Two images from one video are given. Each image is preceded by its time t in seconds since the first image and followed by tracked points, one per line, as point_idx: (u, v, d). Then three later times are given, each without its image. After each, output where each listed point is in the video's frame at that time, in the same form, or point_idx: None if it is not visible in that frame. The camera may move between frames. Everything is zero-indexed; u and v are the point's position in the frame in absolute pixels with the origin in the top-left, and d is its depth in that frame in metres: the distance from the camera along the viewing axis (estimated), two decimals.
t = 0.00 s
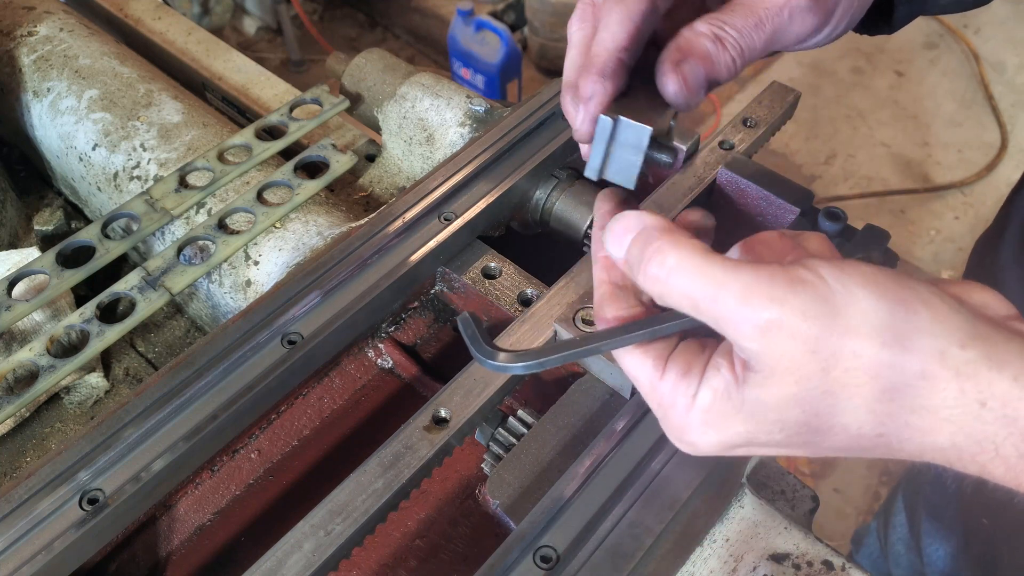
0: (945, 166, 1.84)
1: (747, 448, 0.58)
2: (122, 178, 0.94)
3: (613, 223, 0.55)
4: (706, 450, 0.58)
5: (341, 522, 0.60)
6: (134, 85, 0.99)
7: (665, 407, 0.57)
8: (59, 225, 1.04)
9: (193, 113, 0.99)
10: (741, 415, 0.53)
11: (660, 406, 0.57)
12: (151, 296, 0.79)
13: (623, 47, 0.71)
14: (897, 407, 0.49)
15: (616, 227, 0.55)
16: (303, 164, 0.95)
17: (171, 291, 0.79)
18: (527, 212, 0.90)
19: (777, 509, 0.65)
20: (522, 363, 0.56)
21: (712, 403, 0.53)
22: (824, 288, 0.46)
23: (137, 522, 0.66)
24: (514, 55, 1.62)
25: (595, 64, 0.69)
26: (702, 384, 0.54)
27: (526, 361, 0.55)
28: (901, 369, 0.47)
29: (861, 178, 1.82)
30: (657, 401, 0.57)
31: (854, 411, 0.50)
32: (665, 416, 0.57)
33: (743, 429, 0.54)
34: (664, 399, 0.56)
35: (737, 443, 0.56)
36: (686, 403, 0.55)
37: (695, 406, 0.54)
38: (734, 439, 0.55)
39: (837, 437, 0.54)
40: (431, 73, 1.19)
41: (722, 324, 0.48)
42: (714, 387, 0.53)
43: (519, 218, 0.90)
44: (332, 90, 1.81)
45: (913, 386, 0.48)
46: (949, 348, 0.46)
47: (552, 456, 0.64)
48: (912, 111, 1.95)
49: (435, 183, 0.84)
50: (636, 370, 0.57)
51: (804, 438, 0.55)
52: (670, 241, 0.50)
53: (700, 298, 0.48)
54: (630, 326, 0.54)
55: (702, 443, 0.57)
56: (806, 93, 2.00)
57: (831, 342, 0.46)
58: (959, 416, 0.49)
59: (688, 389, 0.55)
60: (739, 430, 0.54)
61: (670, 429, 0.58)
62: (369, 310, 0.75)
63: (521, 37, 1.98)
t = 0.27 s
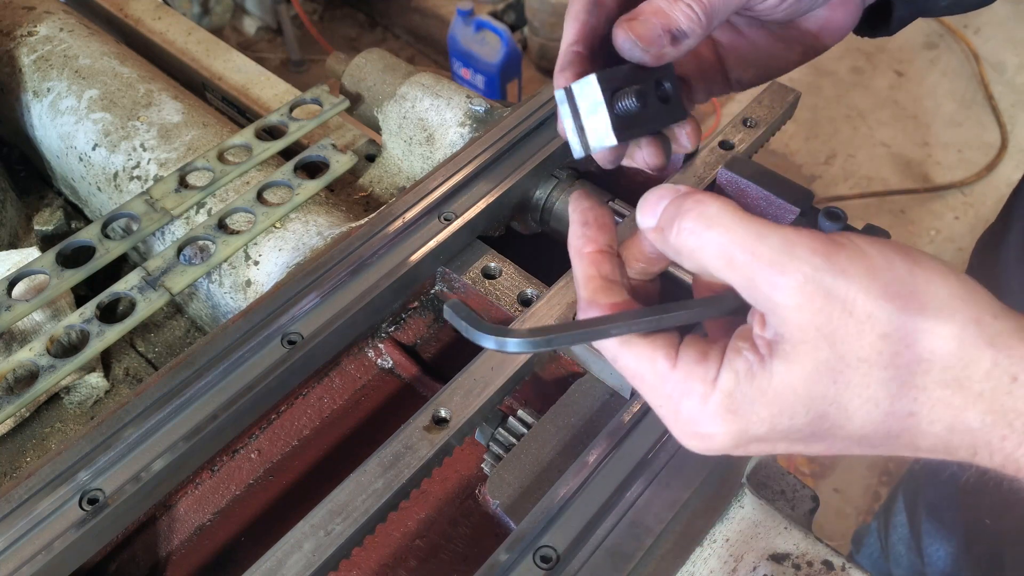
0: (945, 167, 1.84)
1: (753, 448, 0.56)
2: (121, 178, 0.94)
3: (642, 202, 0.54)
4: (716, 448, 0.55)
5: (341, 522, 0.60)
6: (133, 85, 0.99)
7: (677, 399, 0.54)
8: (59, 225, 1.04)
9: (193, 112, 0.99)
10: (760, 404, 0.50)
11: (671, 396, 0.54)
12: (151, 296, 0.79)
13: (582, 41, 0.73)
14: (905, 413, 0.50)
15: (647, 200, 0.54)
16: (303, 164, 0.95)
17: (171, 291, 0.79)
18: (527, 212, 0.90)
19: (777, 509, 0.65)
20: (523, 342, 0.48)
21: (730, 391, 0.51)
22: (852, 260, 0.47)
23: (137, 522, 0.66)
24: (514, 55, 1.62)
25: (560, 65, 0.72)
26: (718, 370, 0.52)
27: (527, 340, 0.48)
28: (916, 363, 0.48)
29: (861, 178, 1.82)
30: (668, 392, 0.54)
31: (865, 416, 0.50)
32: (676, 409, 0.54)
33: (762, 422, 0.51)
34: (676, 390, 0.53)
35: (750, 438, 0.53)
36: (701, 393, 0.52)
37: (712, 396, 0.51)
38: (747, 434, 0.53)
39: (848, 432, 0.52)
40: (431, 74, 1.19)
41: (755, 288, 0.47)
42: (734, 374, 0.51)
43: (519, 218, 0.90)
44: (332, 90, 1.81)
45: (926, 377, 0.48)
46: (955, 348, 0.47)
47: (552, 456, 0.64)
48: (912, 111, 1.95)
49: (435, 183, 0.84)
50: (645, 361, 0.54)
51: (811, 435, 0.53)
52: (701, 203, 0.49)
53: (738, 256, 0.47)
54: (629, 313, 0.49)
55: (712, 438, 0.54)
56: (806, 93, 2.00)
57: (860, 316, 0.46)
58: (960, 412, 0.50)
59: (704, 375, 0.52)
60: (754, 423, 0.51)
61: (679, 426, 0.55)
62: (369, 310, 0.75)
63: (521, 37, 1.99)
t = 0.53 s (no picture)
0: (945, 167, 1.84)
1: (748, 441, 0.55)
2: (121, 178, 0.94)
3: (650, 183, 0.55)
4: (709, 440, 0.55)
5: (341, 522, 0.60)
6: (133, 85, 0.99)
7: (671, 388, 0.54)
8: (59, 226, 1.04)
9: (193, 112, 0.99)
10: (754, 393, 0.50)
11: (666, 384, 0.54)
12: (151, 296, 0.79)
13: (578, 67, 0.71)
14: (898, 414, 0.49)
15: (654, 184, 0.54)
16: (303, 164, 0.95)
17: (171, 291, 0.79)
18: (527, 212, 0.90)
19: (777, 509, 0.65)
20: (525, 324, 0.49)
21: (723, 381, 0.51)
22: (852, 250, 0.47)
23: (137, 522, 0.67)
24: (514, 55, 1.62)
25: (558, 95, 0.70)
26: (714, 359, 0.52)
27: (529, 321, 0.49)
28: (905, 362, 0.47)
29: (861, 178, 1.82)
30: (664, 380, 0.54)
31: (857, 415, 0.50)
32: (670, 398, 0.54)
33: (753, 415, 0.51)
34: (671, 379, 0.53)
35: (741, 432, 0.53)
36: (695, 382, 0.52)
37: (705, 386, 0.52)
38: (738, 427, 0.52)
39: (843, 432, 0.52)
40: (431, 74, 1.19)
41: (753, 274, 0.48)
42: (728, 366, 0.51)
43: (519, 218, 0.90)
44: (332, 90, 1.81)
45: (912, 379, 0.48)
46: (947, 350, 0.47)
47: (552, 456, 0.64)
48: (911, 111, 1.95)
49: (435, 183, 0.84)
50: (643, 350, 0.54)
51: (805, 431, 0.53)
52: (707, 189, 0.50)
53: (738, 240, 0.47)
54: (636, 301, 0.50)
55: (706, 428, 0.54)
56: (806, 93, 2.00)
57: (857, 306, 0.46)
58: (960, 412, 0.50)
59: (699, 364, 0.52)
60: (746, 416, 0.51)
61: (673, 416, 0.55)
62: (370, 310, 0.75)
63: (521, 37, 1.99)
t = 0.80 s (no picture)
0: (945, 167, 1.84)
1: (747, 446, 0.55)
2: (121, 178, 0.94)
3: (654, 167, 0.54)
4: (709, 444, 0.55)
5: (341, 522, 0.60)
6: (134, 85, 0.99)
7: (674, 391, 0.54)
8: (59, 226, 1.04)
9: (193, 113, 0.99)
10: (757, 393, 0.50)
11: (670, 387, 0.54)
12: (151, 296, 0.79)
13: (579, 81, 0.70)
14: (899, 419, 0.49)
15: (657, 173, 0.53)
16: (303, 164, 0.95)
17: (171, 291, 0.79)
18: (527, 212, 0.90)
19: (777, 509, 0.65)
20: (531, 314, 0.48)
21: (725, 384, 0.51)
22: (848, 251, 0.48)
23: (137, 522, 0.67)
24: (514, 55, 1.62)
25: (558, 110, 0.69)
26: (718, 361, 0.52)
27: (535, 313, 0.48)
28: (904, 360, 0.47)
29: (861, 178, 1.82)
30: (666, 382, 0.54)
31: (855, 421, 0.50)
32: (673, 401, 0.54)
33: (755, 420, 0.51)
34: (674, 382, 0.53)
35: (742, 436, 0.53)
36: (698, 386, 0.52)
37: (708, 389, 0.52)
38: (740, 431, 0.53)
39: (842, 434, 0.52)
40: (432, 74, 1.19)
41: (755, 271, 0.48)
42: (731, 369, 0.51)
43: (519, 218, 0.90)
44: (333, 90, 1.81)
45: (911, 378, 0.47)
46: (945, 352, 0.47)
47: (552, 456, 0.64)
48: (911, 111, 1.95)
49: (435, 183, 0.84)
50: (646, 352, 0.54)
51: (804, 434, 0.52)
52: (716, 185, 0.50)
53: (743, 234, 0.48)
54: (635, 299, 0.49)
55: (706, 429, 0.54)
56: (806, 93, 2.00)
57: (856, 307, 0.46)
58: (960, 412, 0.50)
59: (704, 367, 0.52)
60: (748, 420, 0.51)
61: (675, 419, 0.55)
62: (370, 310, 0.75)
63: (521, 37, 1.99)
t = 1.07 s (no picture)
0: (946, 166, 1.83)
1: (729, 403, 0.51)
2: (120, 177, 0.93)
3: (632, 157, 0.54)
4: (692, 394, 0.51)
5: (340, 523, 0.59)
6: (132, 84, 0.98)
7: (659, 331, 0.50)
8: (58, 225, 1.04)
9: (191, 112, 0.98)
10: (747, 330, 0.47)
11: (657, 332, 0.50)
12: (149, 296, 0.79)
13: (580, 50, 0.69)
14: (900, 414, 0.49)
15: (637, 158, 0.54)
16: (302, 163, 0.94)
17: (169, 291, 0.79)
18: (526, 211, 0.90)
19: (778, 510, 0.65)
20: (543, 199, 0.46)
21: (718, 319, 0.48)
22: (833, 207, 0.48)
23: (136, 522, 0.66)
24: (514, 55, 1.62)
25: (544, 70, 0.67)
26: (708, 303, 0.49)
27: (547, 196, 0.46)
28: (893, 295, 0.45)
29: (862, 177, 1.82)
30: (652, 321, 0.50)
31: (849, 391, 0.47)
32: (658, 342, 0.50)
33: (745, 361, 0.47)
34: (662, 318, 0.50)
35: (727, 385, 0.49)
36: (689, 322, 0.49)
37: (700, 324, 0.48)
38: (726, 378, 0.49)
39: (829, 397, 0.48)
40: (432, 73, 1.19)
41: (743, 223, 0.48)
42: (723, 305, 0.48)
43: (519, 217, 0.90)
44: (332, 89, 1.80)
45: (904, 316, 0.45)
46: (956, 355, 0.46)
47: (552, 457, 0.64)
48: (913, 110, 1.95)
49: (435, 182, 0.83)
50: (632, 292, 0.51)
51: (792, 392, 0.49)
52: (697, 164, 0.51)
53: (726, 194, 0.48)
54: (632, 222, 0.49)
55: (693, 378, 0.49)
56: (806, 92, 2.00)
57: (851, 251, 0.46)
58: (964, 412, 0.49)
59: (695, 307, 0.49)
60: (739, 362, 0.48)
61: (658, 364, 0.51)
62: (369, 310, 0.75)
63: (521, 36, 1.98)
